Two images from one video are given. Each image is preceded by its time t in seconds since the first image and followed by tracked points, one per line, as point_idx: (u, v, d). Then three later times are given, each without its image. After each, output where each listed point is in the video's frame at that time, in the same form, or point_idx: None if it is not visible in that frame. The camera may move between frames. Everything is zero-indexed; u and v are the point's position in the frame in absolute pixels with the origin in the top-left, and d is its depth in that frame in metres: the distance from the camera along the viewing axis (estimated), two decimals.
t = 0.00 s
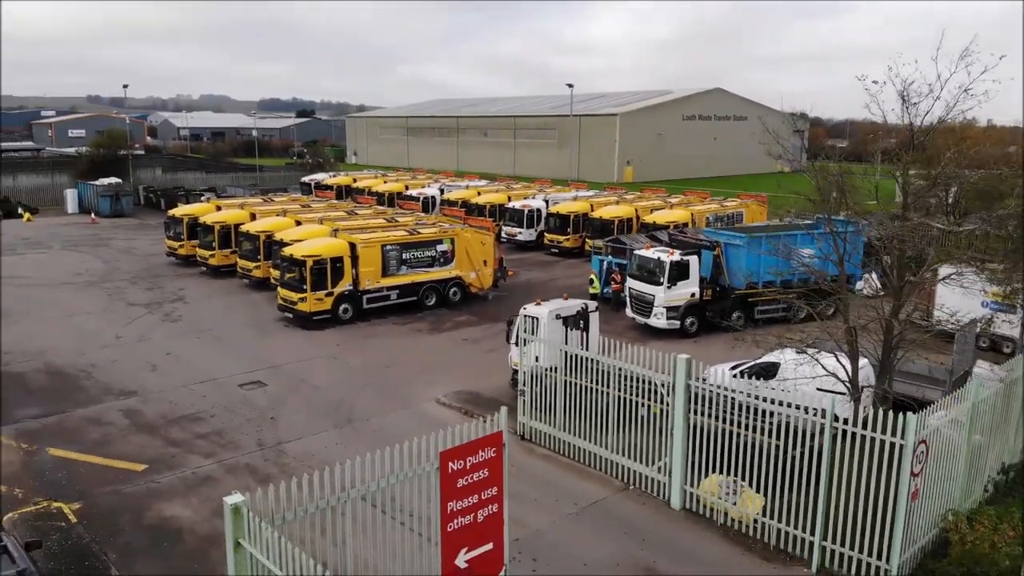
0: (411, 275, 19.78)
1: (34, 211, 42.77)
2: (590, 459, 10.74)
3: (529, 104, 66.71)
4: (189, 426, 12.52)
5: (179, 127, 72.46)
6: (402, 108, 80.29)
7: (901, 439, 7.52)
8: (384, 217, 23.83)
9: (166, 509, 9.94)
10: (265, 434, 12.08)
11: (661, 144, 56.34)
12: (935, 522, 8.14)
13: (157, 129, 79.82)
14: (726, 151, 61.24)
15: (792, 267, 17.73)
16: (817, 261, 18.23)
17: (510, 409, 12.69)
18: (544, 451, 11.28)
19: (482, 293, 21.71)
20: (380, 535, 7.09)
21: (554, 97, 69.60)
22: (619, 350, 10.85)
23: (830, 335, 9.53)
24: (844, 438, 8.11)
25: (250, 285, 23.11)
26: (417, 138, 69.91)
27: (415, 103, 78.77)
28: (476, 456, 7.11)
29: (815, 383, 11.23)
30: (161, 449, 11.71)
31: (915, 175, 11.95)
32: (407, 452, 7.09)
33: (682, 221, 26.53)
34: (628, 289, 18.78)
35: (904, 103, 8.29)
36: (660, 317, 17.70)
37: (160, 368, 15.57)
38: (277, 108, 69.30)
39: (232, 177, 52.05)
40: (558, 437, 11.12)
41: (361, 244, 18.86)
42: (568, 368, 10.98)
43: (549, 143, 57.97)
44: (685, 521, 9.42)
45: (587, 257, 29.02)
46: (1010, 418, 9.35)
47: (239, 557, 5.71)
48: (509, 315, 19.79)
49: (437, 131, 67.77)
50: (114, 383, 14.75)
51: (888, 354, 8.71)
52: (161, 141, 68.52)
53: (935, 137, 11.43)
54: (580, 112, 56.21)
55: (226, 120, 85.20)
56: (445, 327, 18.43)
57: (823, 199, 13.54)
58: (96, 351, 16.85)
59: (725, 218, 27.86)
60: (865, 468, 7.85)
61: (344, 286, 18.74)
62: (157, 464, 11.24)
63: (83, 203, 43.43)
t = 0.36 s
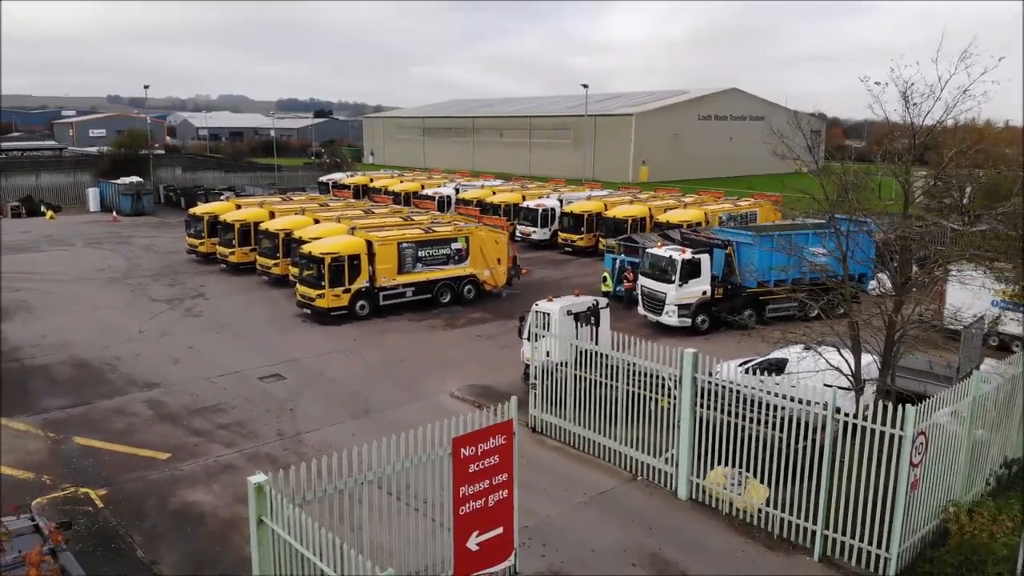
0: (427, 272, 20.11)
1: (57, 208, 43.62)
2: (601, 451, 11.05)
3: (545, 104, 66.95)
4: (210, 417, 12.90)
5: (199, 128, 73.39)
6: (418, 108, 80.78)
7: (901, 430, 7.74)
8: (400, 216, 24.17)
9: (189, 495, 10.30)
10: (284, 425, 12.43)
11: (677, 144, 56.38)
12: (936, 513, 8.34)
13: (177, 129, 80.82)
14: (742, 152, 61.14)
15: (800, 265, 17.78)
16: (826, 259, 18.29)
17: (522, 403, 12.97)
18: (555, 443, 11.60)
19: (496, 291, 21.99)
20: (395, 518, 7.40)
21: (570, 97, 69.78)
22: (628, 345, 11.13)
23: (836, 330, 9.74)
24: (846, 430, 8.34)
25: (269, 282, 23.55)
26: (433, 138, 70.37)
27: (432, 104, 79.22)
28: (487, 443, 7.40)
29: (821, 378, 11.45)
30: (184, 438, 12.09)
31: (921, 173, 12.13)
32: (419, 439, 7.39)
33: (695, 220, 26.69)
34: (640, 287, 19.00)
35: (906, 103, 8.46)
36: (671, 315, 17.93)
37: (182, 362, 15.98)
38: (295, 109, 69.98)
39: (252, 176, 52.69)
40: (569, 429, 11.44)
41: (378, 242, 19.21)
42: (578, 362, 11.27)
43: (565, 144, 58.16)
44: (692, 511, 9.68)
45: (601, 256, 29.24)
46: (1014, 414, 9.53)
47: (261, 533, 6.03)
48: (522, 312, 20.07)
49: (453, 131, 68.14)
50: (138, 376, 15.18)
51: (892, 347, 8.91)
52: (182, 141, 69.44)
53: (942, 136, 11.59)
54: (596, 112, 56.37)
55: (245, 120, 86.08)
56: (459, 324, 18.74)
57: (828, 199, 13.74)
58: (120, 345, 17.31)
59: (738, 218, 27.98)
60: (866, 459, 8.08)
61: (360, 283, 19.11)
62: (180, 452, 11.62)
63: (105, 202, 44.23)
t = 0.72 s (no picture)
0: (441, 270, 20.44)
1: (78, 207, 44.31)
2: (610, 444, 11.36)
3: (560, 104, 67.14)
4: (230, 409, 13.28)
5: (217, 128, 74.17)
6: (434, 108, 81.20)
7: (899, 422, 7.98)
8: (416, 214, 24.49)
9: (210, 482, 10.66)
10: (301, 416, 12.78)
11: (691, 144, 56.38)
12: (936, 503, 8.57)
13: (196, 129, 81.74)
14: (757, 152, 61.01)
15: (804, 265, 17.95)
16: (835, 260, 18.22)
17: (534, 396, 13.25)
18: (565, 436, 11.91)
19: (509, 289, 22.27)
20: (408, 503, 7.70)
21: (584, 97, 69.94)
22: (637, 341, 11.39)
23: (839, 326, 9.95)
24: (846, 422, 8.58)
25: (286, 280, 23.96)
26: (449, 138, 70.75)
27: (448, 104, 79.61)
28: (498, 431, 7.68)
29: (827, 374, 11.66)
30: (205, 428, 12.47)
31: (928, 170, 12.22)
32: (431, 427, 7.69)
33: (707, 219, 26.85)
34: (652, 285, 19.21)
35: (907, 105, 8.65)
36: (682, 313, 18.14)
37: (202, 356, 16.38)
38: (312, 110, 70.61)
39: (269, 176, 53.29)
40: (579, 422, 11.76)
41: (394, 240, 19.56)
42: (588, 358, 11.55)
43: (580, 144, 58.32)
44: (698, 501, 9.94)
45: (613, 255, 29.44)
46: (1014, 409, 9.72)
47: (281, 513, 6.35)
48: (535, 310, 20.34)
49: (468, 131, 68.49)
50: (160, 369, 15.58)
51: (893, 343, 9.10)
52: (200, 141, 70.20)
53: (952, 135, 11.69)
54: (610, 113, 56.50)
55: (262, 120, 86.94)
56: (472, 321, 19.05)
57: (834, 198, 13.93)
58: (143, 339, 17.76)
59: (751, 217, 28.07)
60: (866, 450, 8.31)
61: (376, 281, 19.46)
62: (201, 442, 11.99)
63: (125, 200, 44.95)
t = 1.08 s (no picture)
0: (465, 267, 20.80)
1: (112, 206, 45.37)
2: (628, 436, 11.65)
3: (586, 104, 67.26)
4: (261, 399, 13.75)
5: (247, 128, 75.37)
6: (461, 108, 81.72)
7: (909, 416, 8.17)
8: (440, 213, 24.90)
9: (241, 468, 11.10)
10: (328, 407, 13.21)
11: (717, 145, 56.26)
12: (945, 496, 8.76)
13: (226, 129, 83.08)
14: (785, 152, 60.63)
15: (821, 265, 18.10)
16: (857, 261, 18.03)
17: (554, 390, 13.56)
18: (584, 429, 12.22)
19: (532, 287, 22.59)
20: (430, 487, 8.07)
21: (610, 97, 70.00)
22: (654, 336, 11.65)
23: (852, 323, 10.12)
24: (858, 416, 8.80)
25: (314, 276, 24.50)
26: (475, 138, 71.21)
27: (474, 104, 80.09)
28: (516, 419, 8.00)
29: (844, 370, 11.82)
30: (236, 417, 12.94)
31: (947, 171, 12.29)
32: (452, 415, 8.03)
33: (730, 219, 26.95)
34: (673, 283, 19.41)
35: (920, 108, 8.77)
36: (703, 311, 18.32)
37: (233, 349, 16.90)
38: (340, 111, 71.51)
39: (298, 176, 54.11)
40: (598, 415, 12.06)
41: (419, 238, 19.96)
42: (606, 353, 11.84)
43: (605, 144, 58.46)
44: (712, 492, 10.20)
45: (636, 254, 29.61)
46: None
47: (310, 491, 6.75)
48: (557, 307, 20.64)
49: (494, 131, 68.89)
50: (193, 361, 16.12)
51: (906, 339, 9.26)
52: (231, 142, 71.37)
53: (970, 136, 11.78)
54: (636, 113, 56.53)
55: (291, 121, 88.13)
56: (495, 317, 19.39)
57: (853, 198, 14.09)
58: (176, 333, 18.35)
59: (775, 217, 28.10)
60: (876, 443, 8.51)
61: (402, 277, 19.87)
62: (233, 430, 12.45)
63: (158, 199, 45.98)
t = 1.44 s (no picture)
0: (492, 265, 21.17)
1: (149, 204, 46.45)
2: (648, 430, 11.92)
3: (614, 104, 67.30)
4: (293, 390, 14.22)
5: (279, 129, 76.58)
6: (490, 108, 82.16)
7: (922, 410, 8.37)
8: (468, 213, 25.29)
9: (274, 455, 11.55)
10: (358, 398, 13.65)
11: (747, 146, 56.02)
12: (959, 489, 8.93)
13: (259, 129, 84.46)
14: (817, 153, 60.12)
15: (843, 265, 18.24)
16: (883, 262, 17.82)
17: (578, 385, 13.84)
18: (606, 423, 12.52)
19: (557, 285, 22.88)
20: (453, 473, 8.43)
21: (639, 97, 69.97)
22: (676, 332, 11.89)
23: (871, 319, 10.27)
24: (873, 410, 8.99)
25: (345, 273, 25.02)
26: (503, 138, 71.59)
27: (503, 104, 80.53)
28: (537, 408, 8.32)
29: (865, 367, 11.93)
30: (270, 407, 13.42)
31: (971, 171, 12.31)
32: (475, 403, 8.39)
33: (757, 219, 26.99)
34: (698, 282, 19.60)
35: (935, 111, 8.94)
36: (728, 310, 18.48)
37: (267, 343, 17.42)
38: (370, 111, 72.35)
39: (329, 175, 54.92)
40: (620, 409, 12.36)
41: (446, 236, 20.37)
42: (627, 348, 12.12)
43: (634, 144, 58.49)
44: (730, 484, 10.44)
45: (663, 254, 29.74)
46: None
47: (341, 472, 7.12)
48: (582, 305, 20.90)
49: (522, 131, 69.23)
50: (228, 354, 16.65)
51: (922, 336, 9.41)
52: (263, 142, 72.54)
53: (992, 137, 11.83)
54: (665, 113, 56.49)
55: (322, 121, 89.27)
56: (521, 314, 19.72)
57: (875, 199, 14.23)
58: (212, 326, 18.95)
59: (802, 216, 28.08)
60: (891, 437, 8.69)
61: (430, 274, 20.29)
62: (266, 419, 12.92)
63: (193, 197, 47.00)
